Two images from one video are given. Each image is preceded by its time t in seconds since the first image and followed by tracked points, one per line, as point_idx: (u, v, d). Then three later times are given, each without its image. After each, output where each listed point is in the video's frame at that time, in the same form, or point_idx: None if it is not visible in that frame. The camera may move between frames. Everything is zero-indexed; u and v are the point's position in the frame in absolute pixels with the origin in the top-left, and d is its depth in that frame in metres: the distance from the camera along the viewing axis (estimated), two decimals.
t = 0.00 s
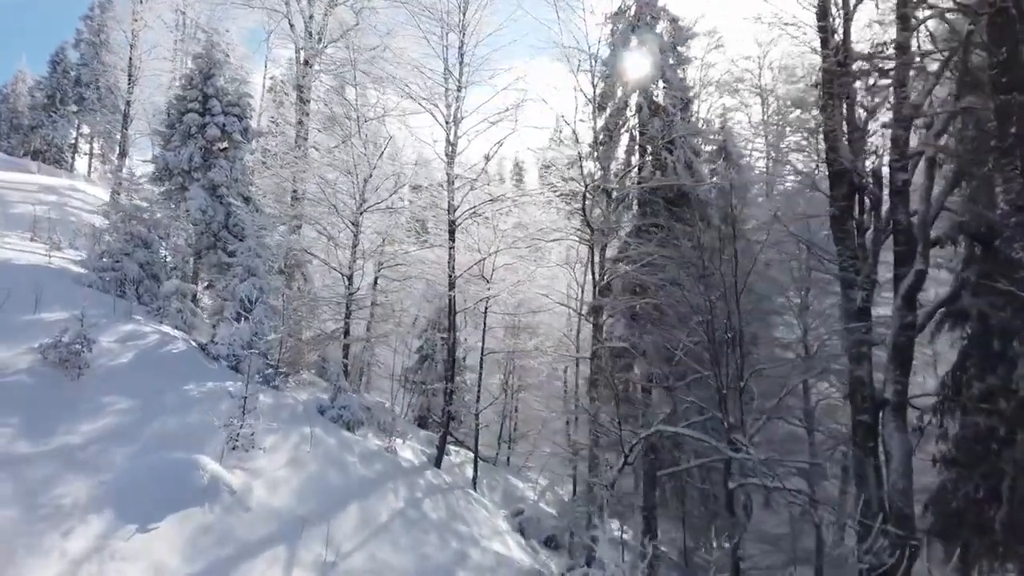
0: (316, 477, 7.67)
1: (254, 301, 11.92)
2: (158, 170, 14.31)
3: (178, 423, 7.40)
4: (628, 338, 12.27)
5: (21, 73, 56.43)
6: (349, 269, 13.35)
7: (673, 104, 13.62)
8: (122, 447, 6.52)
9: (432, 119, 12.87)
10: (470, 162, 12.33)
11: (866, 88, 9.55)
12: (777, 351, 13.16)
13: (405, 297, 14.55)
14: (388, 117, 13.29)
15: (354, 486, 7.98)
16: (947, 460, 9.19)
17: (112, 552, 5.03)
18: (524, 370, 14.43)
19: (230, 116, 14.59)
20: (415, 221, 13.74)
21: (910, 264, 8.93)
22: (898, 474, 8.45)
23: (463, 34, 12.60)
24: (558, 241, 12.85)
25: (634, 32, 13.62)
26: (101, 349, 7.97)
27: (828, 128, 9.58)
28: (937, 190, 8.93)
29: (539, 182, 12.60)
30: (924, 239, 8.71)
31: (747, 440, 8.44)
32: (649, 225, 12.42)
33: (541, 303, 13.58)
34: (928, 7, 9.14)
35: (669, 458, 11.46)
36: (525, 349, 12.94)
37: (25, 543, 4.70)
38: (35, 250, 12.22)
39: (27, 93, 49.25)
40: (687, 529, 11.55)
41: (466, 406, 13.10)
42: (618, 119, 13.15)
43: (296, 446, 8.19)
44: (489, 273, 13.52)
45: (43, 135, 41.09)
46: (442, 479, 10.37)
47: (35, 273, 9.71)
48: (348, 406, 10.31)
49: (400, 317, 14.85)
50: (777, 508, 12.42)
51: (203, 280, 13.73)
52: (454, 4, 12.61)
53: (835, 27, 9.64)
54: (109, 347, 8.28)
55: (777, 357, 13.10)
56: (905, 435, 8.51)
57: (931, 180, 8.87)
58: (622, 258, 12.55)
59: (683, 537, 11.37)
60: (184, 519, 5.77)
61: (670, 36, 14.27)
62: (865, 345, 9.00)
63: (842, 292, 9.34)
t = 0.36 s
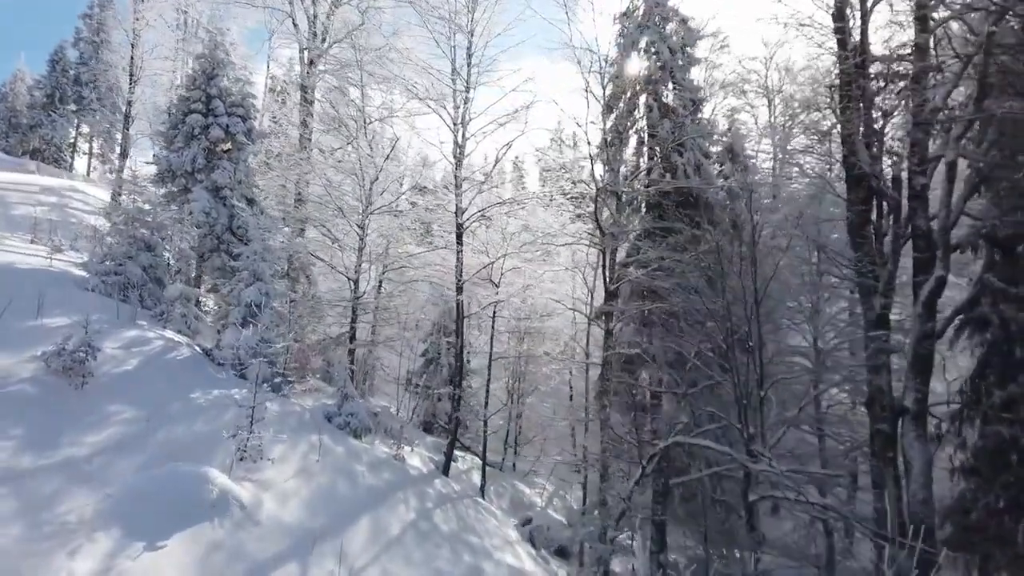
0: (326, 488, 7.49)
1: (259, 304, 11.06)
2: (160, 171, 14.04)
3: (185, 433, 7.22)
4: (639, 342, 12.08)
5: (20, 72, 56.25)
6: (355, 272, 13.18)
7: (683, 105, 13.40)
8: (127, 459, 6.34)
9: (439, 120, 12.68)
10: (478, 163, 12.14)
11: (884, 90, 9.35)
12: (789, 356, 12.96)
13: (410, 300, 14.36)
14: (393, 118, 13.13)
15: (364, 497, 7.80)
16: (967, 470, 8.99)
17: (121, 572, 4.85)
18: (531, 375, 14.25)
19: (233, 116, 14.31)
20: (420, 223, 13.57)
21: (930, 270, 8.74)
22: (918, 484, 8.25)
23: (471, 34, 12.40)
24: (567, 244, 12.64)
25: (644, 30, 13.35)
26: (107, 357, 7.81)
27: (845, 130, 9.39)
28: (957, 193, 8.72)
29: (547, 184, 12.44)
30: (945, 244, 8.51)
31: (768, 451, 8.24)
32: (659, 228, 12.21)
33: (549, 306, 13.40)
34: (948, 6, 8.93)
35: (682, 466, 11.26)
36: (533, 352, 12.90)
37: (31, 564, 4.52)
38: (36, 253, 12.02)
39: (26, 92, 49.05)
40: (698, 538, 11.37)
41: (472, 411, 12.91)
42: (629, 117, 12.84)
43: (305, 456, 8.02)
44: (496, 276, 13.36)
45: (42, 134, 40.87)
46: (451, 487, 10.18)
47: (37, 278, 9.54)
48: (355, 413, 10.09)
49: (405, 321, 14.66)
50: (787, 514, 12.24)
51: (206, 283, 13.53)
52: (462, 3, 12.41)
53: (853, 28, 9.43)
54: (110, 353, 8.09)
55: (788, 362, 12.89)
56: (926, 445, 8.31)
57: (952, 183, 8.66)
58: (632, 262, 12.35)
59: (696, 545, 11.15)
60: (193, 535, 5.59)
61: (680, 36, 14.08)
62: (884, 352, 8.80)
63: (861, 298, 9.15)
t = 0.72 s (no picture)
0: (336, 500, 7.33)
1: (266, 311, 10.05)
2: (163, 173, 13.83)
3: (193, 443, 7.05)
4: (649, 348, 11.89)
5: (19, 71, 56.06)
6: (361, 276, 12.99)
7: (692, 106, 13.22)
8: (135, 472, 6.16)
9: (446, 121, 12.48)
10: (487, 166, 11.96)
11: (902, 93, 9.14)
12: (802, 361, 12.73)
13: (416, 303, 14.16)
14: (399, 120, 13.02)
15: (375, 509, 7.64)
16: (989, 479, 8.77)
17: None
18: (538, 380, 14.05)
19: (237, 117, 14.08)
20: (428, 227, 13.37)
21: (951, 275, 8.57)
22: (940, 495, 8.05)
23: (480, 34, 12.20)
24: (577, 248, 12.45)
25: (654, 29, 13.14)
26: (112, 365, 7.63)
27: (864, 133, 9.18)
28: (979, 197, 8.50)
29: (557, 187, 12.26)
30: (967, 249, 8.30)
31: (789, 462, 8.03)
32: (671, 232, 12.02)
33: (557, 310, 13.21)
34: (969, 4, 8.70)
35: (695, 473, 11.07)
36: (541, 358, 12.73)
37: None
38: (36, 256, 11.82)
39: (24, 91, 48.85)
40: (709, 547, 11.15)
41: (480, 417, 12.73)
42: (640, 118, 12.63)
43: (314, 465, 7.85)
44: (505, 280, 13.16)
45: (42, 134, 40.59)
46: (461, 497, 9.99)
47: (40, 282, 9.39)
48: (363, 420, 9.90)
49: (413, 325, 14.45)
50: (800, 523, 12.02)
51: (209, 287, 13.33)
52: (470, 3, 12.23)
53: (871, 28, 9.25)
54: (116, 361, 7.91)
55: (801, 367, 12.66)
56: (947, 454, 8.11)
57: (974, 187, 8.43)
58: (643, 266, 12.17)
59: (709, 555, 11.00)
60: (203, 553, 5.42)
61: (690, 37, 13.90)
62: (903, 359, 8.60)
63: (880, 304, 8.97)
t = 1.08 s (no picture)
0: (347, 513, 7.15)
1: (273, 316, 9.86)
2: (167, 175, 13.64)
3: (201, 454, 6.86)
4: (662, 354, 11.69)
5: (17, 70, 55.80)
6: (368, 279, 12.78)
7: (703, 108, 13.03)
8: (142, 485, 5.98)
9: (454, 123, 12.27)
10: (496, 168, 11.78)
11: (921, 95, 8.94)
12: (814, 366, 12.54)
13: (422, 307, 13.95)
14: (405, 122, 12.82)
15: (386, 522, 7.47)
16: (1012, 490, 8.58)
17: None
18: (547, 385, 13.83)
19: (241, 118, 13.82)
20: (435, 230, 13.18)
21: (973, 282, 8.38)
22: (963, 507, 7.86)
23: (489, 35, 12.01)
24: (587, 252, 12.26)
25: (665, 30, 12.94)
26: (117, 373, 7.43)
27: (883, 137, 8.97)
28: (1002, 201, 8.29)
29: (567, 190, 12.09)
30: (990, 255, 8.09)
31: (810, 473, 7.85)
32: (683, 236, 11.83)
33: (567, 314, 12.99)
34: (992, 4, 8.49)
35: (708, 481, 10.88)
36: (551, 364, 12.54)
37: None
38: (38, 259, 11.63)
39: (23, 90, 48.60)
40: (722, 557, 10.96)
41: (488, 423, 12.54)
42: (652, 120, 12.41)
43: (324, 476, 7.68)
44: (514, 284, 12.96)
45: (42, 134, 40.35)
46: (471, 506, 9.81)
47: (43, 287, 9.20)
48: (371, 428, 9.72)
49: (419, 328, 14.27)
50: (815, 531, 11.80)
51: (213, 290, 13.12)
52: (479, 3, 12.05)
53: (890, 29, 9.05)
54: (120, 368, 7.74)
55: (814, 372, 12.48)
56: (970, 465, 7.91)
57: (997, 191, 8.22)
58: (654, 270, 11.97)
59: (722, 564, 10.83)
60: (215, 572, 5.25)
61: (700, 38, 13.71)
62: (924, 368, 8.40)
63: (900, 311, 8.80)
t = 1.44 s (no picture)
0: (360, 529, 6.98)
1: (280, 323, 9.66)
2: (170, 178, 13.47)
3: (211, 469, 6.70)
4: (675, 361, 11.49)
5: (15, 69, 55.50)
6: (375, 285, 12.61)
7: (715, 110, 12.84)
8: (151, 502, 5.82)
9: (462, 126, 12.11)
10: (505, 173, 11.62)
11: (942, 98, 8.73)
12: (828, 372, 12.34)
13: (429, 312, 13.77)
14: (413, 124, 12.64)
15: (399, 539, 7.29)
16: None
17: None
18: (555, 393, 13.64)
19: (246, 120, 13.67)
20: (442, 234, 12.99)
21: (997, 289, 8.17)
22: (987, 520, 7.65)
23: (498, 37, 11.85)
24: (597, 259, 12.08)
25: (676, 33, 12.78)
26: (123, 385, 7.25)
27: (903, 140, 8.77)
28: None
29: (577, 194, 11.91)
30: (1015, 262, 7.87)
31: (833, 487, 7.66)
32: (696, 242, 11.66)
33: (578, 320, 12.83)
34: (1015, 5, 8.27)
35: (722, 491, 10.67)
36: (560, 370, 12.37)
37: None
38: (40, 264, 11.45)
39: (21, 90, 48.38)
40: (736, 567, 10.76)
41: (496, 430, 12.35)
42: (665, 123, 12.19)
43: (336, 490, 7.51)
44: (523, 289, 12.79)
45: (41, 135, 40.08)
46: (482, 516, 9.61)
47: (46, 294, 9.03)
48: (381, 437, 9.53)
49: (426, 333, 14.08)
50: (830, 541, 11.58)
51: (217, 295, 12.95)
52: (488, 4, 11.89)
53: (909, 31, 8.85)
54: (126, 379, 7.56)
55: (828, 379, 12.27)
56: (995, 478, 7.70)
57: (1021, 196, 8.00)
58: (667, 276, 11.79)
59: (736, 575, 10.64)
60: None
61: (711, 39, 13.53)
62: (946, 377, 8.20)
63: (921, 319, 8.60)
